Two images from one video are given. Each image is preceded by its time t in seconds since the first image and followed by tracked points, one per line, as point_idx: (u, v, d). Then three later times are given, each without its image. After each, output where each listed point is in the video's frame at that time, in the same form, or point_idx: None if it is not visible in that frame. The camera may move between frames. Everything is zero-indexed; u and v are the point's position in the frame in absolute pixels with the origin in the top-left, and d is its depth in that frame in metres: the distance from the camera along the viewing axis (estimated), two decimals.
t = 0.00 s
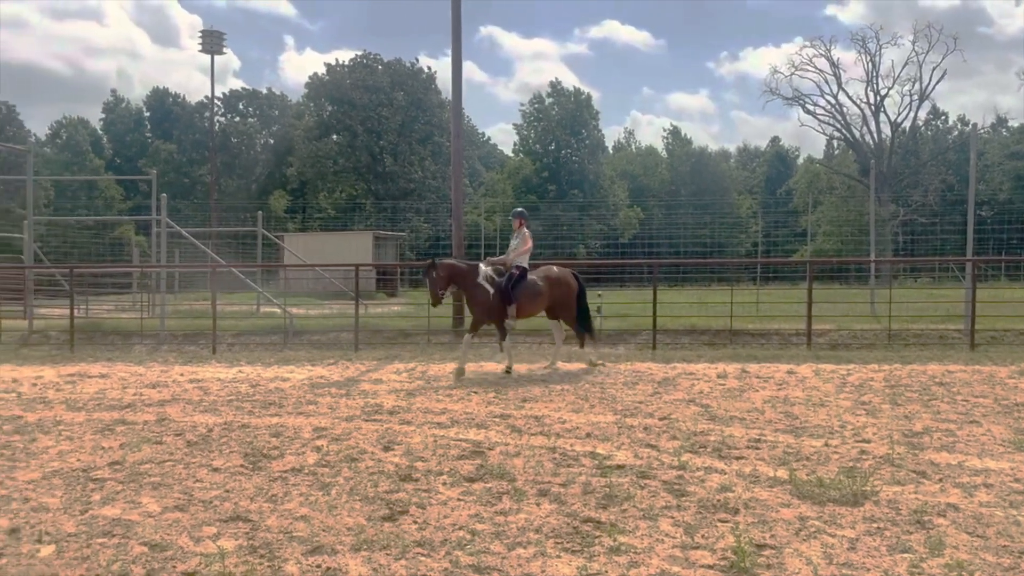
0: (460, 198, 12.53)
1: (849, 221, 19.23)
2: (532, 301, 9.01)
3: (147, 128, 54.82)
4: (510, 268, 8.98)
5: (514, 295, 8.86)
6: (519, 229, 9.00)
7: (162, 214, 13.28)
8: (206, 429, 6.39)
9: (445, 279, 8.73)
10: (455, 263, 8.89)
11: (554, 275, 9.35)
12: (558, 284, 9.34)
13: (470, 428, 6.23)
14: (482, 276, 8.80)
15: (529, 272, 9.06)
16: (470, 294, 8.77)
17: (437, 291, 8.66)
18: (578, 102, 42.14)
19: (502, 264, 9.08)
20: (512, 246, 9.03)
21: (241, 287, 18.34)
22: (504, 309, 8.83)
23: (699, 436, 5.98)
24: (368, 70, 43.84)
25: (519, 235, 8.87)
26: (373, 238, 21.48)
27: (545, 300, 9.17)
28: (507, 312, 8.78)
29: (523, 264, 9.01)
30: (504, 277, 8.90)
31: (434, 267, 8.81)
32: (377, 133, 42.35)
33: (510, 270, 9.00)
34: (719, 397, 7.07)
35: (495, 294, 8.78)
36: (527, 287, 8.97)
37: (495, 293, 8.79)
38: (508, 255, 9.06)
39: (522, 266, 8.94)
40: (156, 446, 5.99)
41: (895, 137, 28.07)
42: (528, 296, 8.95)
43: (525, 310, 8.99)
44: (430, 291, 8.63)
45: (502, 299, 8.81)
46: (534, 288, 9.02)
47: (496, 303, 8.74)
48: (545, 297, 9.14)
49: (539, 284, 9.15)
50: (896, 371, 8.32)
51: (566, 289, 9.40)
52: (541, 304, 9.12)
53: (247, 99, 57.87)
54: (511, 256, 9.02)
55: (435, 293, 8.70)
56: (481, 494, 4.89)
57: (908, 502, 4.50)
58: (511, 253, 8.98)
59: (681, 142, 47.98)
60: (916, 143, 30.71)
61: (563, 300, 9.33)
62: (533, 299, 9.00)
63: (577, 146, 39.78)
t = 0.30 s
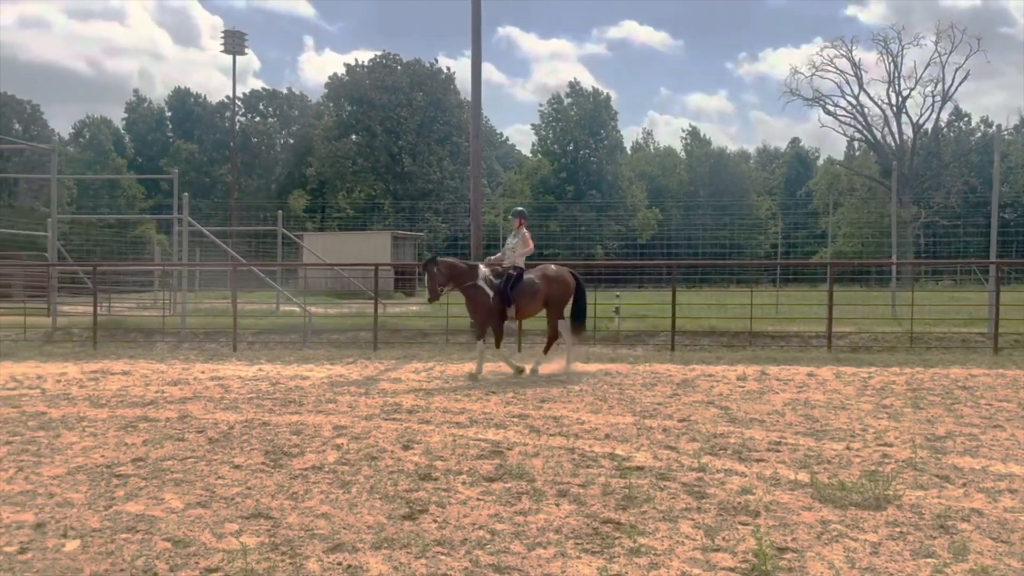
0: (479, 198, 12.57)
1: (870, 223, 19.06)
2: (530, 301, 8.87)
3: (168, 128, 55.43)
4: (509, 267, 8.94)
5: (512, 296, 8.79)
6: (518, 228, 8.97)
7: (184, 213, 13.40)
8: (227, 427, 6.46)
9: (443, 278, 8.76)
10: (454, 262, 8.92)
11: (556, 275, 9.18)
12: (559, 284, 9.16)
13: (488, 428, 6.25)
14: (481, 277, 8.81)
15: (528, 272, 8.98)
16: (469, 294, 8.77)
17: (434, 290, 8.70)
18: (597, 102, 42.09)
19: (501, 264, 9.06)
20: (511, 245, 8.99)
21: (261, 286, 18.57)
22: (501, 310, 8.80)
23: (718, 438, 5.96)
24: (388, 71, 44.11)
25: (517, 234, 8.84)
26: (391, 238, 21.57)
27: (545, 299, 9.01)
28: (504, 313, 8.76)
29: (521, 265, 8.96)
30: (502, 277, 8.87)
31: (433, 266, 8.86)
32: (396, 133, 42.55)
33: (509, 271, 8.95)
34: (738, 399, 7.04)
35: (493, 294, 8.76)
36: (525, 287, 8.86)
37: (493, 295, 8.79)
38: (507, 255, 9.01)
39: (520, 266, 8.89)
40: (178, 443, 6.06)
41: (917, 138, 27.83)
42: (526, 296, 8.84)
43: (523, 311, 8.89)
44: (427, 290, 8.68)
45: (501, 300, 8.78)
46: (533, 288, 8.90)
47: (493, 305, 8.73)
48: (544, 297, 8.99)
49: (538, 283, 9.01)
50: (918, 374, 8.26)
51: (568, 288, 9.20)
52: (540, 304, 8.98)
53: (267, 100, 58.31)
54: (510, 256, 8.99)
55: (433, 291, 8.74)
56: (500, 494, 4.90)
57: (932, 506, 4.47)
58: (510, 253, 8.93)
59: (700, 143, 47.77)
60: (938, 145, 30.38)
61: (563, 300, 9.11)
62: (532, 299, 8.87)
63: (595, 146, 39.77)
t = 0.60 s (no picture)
0: (504, 198, 12.59)
1: (897, 225, 18.83)
2: (529, 301, 8.85)
3: (194, 127, 56.08)
4: (509, 267, 8.85)
5: (511, 297, 8.71)
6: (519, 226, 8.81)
7: (212, 211, 13.52)
8: (257, 423, 6.53)
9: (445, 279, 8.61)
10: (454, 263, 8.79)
11: (554, 276, 9.18)
12: (557, 284, 9.17)
13: (515, 427, 6.27)
14: (480, 277, 8.67)
15: (527, 272, 8.92)
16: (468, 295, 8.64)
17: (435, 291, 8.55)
18: (622, 102, 41.69)
19: (501, 263, 8.96)
20: (512, 244, 8.87)
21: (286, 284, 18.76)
22: (499, 312, 8.67)
23: (747, 440, 5.94)
24: (412, 70, 44.31)
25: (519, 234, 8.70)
26: (416, 238, 21.65)
27: (543, 301, 8.99)
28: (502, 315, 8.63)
29: (521, 266, 8.87)
30: (501, 278, 8.76)
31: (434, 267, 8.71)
32: (420, 133, 42.78)
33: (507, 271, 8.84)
34: (767, 401, 7.00)
35: (492, 295, 8.65)
36: (524, 287, 8.81)
37: (490, 295, 8.67)
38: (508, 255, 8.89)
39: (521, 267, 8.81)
40: (208, 438, 6.13)
41: (947, 139, 27.49)
42: (525, 298, 8.79)
43: (521, 312, 8.83)
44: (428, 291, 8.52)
45: (498, 301, 8.65)
46: (532, 289, 8.86)
47: (491, 305, 8.62)
48: (542, 297, 8.95)
49: (537, 283, 8.98)
50: (949, 378, 8.17)
51: (565, 289, 9.20)
52: (538, 306, 8.94)
53: (293, 99, 58.71)
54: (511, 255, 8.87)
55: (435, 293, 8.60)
56: (530, 493, 4.90)
57: (967, 512, 4.42)
58: (511, 253, 8.81)
59: (725, 143, 47.43)
60: (967, 146, 29.94)
61: (561, 300, 9.11)
62: (529, 299, 8.84)
63: (618, 146, 39.67)
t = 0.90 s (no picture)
0: (527, 198, 12.61)
1: (922, 226, 18.62)
2: (531, 302, 8.60)
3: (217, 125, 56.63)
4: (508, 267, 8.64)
5: (512, 298, 8.54)
6: (519, 226, 8.75)
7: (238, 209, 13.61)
8: (283, 420, 6.59)
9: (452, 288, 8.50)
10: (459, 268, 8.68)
11: (556, 272, 8.94)
12: (560, 282, 8.94)
13: (541, 426, 6.29)
14: (481, 279, 8.48)
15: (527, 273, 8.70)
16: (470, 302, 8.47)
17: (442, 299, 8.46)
18: (644, 101, 41.74)
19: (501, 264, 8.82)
20: (512, 244, 8.75)
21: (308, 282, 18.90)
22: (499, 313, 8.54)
23: (775, 442, 5.93)
24: (434, 70, 44.57)
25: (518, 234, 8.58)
26: (436, 236, 21.85)
27: (545, 302, 8.74)
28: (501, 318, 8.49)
29: (520, 265, 8.73)
30: (501, 277, 8.56)
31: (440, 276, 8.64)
32: (442, 132, 43.08)
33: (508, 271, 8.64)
34: (793, 403, 6.98)
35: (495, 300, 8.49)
36: (524, 288, 8.57)
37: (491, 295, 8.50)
38: (508, 255, 8.78)
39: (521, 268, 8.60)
40: (236, 435, 6.19)
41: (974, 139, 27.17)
42: (526, 299, 8.57)
43: (521, 313, 8.64)
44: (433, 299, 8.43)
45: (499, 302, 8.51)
46: (534, 290, 8.60)
47: (491, 307, 8.46)
48: (544, 298, 8.69)
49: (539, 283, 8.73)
50: (978, 381, 8.09)
51: (568, 286, 8.98)
52: (539, 306, 8.70)
53: (315, 98, 59.02)
54: (511, 255, 8.76)
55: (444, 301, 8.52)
56: (557, 493, 4.90)
57: (1001, 516, 4.38)
58: (510, 253, 8.68)
59: (748, 143, 47.11)
60: (995, 147, 29.51)
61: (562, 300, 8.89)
62: (531, 300, 8.61)
63: (641, 145, 39.78)
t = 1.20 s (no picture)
0: (547, 197, 12.62)
1: (946, 225, 18.40)
2: (531, 301, 8.48)
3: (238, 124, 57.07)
4: (507, 266, 8.38)
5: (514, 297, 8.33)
6: (517, 224, 8.43)
7: (259, 206, 13.64)
8: (305, 416, 6.63)
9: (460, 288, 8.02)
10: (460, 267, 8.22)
11: (549, 273, 8.80)
12: (553, 283, 8.83)
13: (561, 425, 6.29)
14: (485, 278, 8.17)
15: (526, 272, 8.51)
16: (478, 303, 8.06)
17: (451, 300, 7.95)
18: (665, 100, 41.66)
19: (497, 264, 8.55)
20: (509, 244, 8.46)
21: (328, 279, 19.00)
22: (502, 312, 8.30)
23: (798, 442, 5.90)
24: (454, 68, 44.67)
25: (517, 234, 8.31)
26: (456, 233, 21.98)
27: (540, 303, 8.61)
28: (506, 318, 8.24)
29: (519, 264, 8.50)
30: (505, 276, 8.31)
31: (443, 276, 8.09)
32: (461, 130, 43.14)
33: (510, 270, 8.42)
34: (816, 403, 6.94)
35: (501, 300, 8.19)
36: (524, 288, 8.39)
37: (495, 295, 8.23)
38: (505, 254, 8.49)
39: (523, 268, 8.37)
40: (258, 431, 6.24)
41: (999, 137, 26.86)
42: (525, 298, 8.40)
43: (519, 313, 8.45)
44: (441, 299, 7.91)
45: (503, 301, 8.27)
46: (532, 289, 8.46)
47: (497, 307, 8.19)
48: (540, 298, 8.55)
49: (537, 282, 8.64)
50: (1004, 382, 8.01)
51: (560, 288, 8.89)
52: (535, 307, 8.56)
53: (334, 96, 59.22)
54: (509, 255, 8.48)
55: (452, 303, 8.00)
56: (578, 492, 4.90)
57: None
58: (509, 252, 8.40)
59: (768, 141, 46.77)
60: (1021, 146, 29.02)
61: (555, 301, 8.79)
62: (532, 299, 8.48)
63: (662, 143, 39.93)
